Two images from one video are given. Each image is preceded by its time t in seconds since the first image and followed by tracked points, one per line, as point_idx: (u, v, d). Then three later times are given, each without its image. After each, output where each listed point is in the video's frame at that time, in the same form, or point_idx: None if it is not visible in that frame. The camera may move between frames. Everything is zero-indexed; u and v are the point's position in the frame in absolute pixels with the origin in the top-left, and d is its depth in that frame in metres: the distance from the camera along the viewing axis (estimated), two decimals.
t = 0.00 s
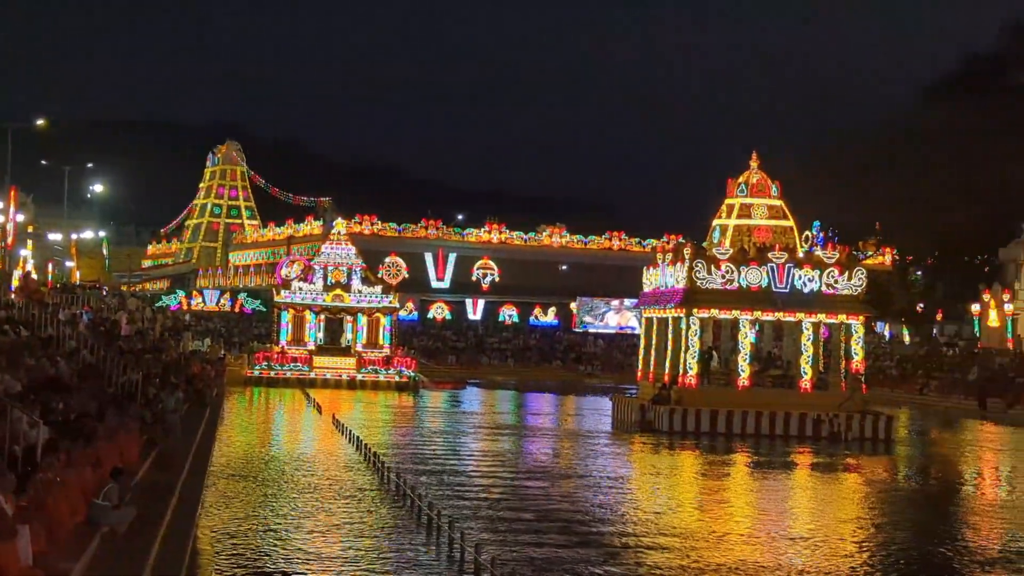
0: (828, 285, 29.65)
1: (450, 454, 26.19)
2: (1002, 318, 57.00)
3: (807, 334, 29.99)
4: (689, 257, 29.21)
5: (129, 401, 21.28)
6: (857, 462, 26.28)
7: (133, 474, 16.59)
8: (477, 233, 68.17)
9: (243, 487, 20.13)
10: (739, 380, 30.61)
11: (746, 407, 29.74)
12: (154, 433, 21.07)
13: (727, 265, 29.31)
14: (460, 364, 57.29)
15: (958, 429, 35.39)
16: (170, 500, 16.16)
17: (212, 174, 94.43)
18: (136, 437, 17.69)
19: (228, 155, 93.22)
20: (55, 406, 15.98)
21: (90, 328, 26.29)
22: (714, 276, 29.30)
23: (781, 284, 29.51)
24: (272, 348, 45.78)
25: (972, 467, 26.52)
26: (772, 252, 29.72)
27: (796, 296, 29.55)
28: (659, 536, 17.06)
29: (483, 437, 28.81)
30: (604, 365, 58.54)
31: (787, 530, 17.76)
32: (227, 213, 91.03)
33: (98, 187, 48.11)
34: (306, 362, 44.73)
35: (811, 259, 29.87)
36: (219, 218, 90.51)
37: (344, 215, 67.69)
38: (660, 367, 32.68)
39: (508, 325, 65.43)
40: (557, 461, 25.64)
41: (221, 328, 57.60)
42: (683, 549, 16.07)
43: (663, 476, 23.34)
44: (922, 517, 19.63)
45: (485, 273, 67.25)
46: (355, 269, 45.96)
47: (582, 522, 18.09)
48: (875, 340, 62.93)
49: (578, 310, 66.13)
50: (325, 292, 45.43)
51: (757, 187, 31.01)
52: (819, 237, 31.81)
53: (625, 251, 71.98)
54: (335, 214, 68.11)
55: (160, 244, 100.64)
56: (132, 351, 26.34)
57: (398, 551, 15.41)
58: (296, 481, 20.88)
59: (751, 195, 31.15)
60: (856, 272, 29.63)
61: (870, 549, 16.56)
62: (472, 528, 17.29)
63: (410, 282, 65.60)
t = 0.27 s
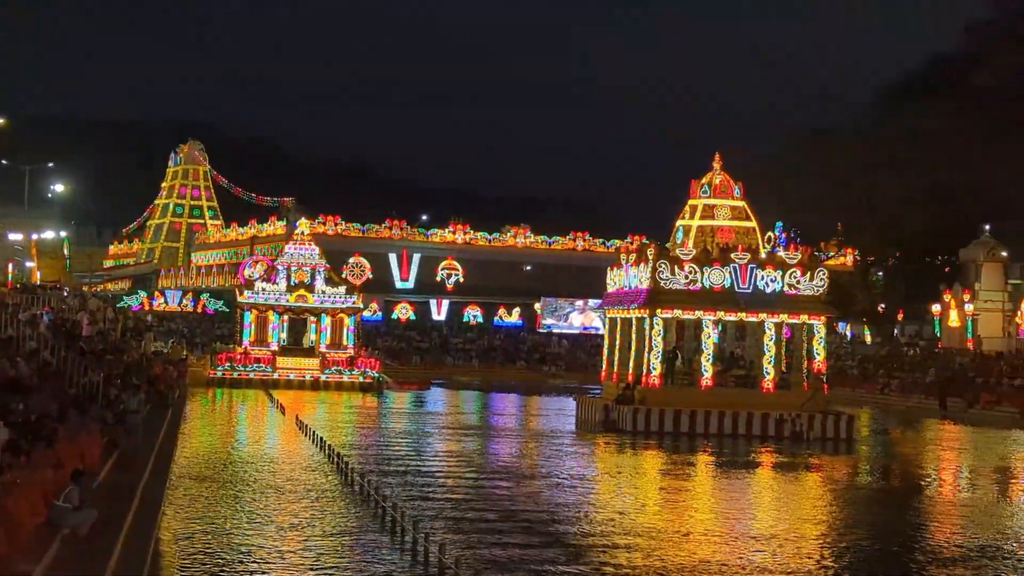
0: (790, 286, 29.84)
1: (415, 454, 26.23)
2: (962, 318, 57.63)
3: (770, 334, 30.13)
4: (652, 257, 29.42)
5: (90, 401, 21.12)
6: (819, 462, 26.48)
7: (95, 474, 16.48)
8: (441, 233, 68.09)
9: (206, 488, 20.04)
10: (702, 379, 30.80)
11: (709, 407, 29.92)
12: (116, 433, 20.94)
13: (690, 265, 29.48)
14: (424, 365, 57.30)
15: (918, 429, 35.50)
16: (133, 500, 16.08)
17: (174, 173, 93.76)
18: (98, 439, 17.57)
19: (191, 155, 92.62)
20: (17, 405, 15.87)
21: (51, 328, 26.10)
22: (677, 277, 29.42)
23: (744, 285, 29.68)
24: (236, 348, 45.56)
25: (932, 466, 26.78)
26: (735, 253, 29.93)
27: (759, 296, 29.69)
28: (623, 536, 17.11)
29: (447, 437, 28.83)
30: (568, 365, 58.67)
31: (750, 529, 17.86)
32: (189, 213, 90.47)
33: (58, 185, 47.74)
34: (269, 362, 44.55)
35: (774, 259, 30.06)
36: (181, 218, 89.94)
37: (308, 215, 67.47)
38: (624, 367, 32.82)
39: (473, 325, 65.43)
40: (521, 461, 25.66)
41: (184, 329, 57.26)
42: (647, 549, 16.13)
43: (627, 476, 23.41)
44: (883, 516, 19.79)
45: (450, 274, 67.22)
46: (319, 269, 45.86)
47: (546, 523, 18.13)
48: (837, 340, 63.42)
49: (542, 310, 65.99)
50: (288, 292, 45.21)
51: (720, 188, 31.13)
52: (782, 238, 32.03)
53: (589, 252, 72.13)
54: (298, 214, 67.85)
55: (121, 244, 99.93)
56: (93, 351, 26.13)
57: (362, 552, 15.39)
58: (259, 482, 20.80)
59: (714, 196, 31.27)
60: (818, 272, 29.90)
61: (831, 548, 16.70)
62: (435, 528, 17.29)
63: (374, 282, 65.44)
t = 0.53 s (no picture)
0: (758, 285, 30.06)
1: (383, 454, 26.18)
2: (928, 317, 58.18)
3: (737, 333, 30.25)
4: (621, 257, 29.46)
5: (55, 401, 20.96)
6: (786, 460, 26.68)
7: (61, 474, 16.36)
8: (409, 233, 67.98)
9: (171, 489, 19.87)
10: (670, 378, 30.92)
11: (677, 407, 30.04)
12: (81, 433, 20.78)
13: (658, 265, 29.61)
14: (393, 364, 57.21)
15: (885, 429, 35.31)
16: (99, 501, 15.96)
17: (140, 172, 93.01)
18: (64, 439, 17.38)
19: (158, 154, 91.68)
20: None
21: (16, 327, 25.89)
22: (645, 277, 29.53)
23: (711, 285, 29.81)
24: (202, 348, 45.35)
25: (899, 464, 26.96)
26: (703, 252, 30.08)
27: (727, 295, 29.84)
28: (591, 535, 17.09)
29: (415, 436, 28.79)
30: (536, 364, 58.69)
31: (719, 528, 17.88)
32: (156, 212, 89.92)
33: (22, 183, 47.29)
34: (236, 362, 44.37)
35: (741, 259, 30.22)
36: (148, 217, 89.39)
37: (275, 214, 67.20)
38: (593, 367, 32.88)
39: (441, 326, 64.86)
40: (490, 460, 25.66)
41: (150, 329, 56.88)
42: (616, 548, 16.11)
43: (596, 475, 23.40)
44: (851, 514, 19.86)
45: (418, 273, 67.28)
46: (287, 269, 45.75)
47: (513, 522, 18.09)
48: (804, 339, 63.75)
49: (511, 310, 66.82)
50: (256, 292, 44.96)
51: (688, 188, 31.26)
52: (749, 238, 32.16)
53: (558, 251, 72.10)
54: (265, 213, 67.57)
55: (87, 243, 99.19)
56: (58, 351, 25.93)
57: (329, 553, 15.29)
58: (226, 483, 20.63)
59: (682, 195, 31.38)
60: (785, 272, 30.15)
61: (800, 547, 16.75)
62: (403, 529, 17.21)
63: (342, 284, 64.98)
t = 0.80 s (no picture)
0: (727, 286, 30.13)
1: (352, 454, 26.19)
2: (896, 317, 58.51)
3: (707, 334, 30.34)
4: (591, 257, 29.57)
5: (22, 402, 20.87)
6: (755, 460, 26.84)
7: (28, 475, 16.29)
8: (379, 233, 67.81)
9: (139, 490, 19.76)
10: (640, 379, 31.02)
11: (646, 407, 30.16)
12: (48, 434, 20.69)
13: (628, 265, 29.68)
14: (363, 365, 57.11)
15: (853, 429, 35.41)
16: (68, 502, 15.92)
17: (108, 172, 92.37)
18: (31, 440, 17.32)
19: (126, 154, 90.98)
20: None
21: None
22: (615, 277, 29.61)
23: (681, 285, 29.89)
24: (171, 348, 45.19)
25: (867, 464, 27.12)
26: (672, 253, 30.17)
27: (696, 296, 29.91)
28: (561, 535, 17.12)
29: (385, 437, 28.79)
30: (506, 364, 58.72)
31: (688, 529, 17.92)
32: (125, 212, 89.38)
33: None
34: (206, 363, 44.06)
35: (710, 259, 30.33)
36: (117, 217, 88.85)
37: (244, 215, 66.95)
38: (563, 367, 32.96)
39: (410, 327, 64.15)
40: (459, 460, 25.72)
41: (118, 329, 56.58)
42: (585, 548, 16.16)
43: (566, 476, 23.42)
44: (820, 514, 19.95)
45: (388, 273, 66.95)
46: (256, 269, 45.55)
47: (483, 522, 18.10)
48: (773, 339, 64.01)
49: (481, 311, 66.73)
50: (226, 292, 44.80)
51: (658, 189, 31.29)
52: (719, 238, 32.28)
53: (528, 252, 72.02)
54: (234, 213, 67.31)
55: (55, 243, 98.51)
56: (25, 352, 25.79)
57: (299, 554, 15.26)
58: (194, 485, 20.54)
59: (652, 196, 31.42)
60: (754, 272, 30.19)
61: (769, 547, 16.80)
62: (372, 530, 17.19)
63: (311, 283, 65.09)
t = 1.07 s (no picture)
0: (701, 286, 30.22)
1: (327, 454, 26.20)
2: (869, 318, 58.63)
3: (681, 334, 30.43)
4: (565, 257, 29.58)
5: None
6: (729, 459, 26.95)
7: None
8: (354, 233, 67.66)
9: (112, 491, 19.69)
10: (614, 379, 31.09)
11: (620, 407, 30.24)
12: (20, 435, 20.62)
13: (603, 265, 29.71)
14: (337, 366, 56.98)
15: (826, 429, 35.51)
16: (41, 504, 15.87)
17: (80, 172, 91.89)
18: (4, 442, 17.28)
19: (99, 153, 90.84)
20: None
21: None
22: (589, 278, 29.64)
23: (655, 286, 29.94)
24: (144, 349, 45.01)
25: (840, 464, 27.24)
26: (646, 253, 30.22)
27: (670, 296, 29.99)
28: (536, 535, 17.13)
29: (359, 437, 28.77)
30: (481, 364, 58.75)
31: (663, 529, 17.96)
32: (97, 212, 88.86)
33: None
34: (179, 364, 43.85)
35: (685, 259, 30.41)
36: (89, 217, 88.32)
37: (218, 215, 66.67)
38: (537, 367, 32.99)
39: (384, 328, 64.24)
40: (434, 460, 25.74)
41: (91, 329, 56.28)
42: (560, 548, 16.18)
43: (541, 476, 23.46)
44: (794, 514, 20.03)
45: (363, 274, 66.79)
46: (230, 269, 45.43)
47: (457, 523, 18.11)
48: (747, 340, 64.20)
49: (456, 311, 66.59)
50: (199, 292, 44.57)
51: (632, 189, 31.33)
52: (692, 239, 32.40)
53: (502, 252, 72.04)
54: (208, 213, 67.04)
55: (27, 244, 97.84)
56: None
57: (273, 555, 15.23)
58: (168, 486, 20.48)
59: (626, 197, 31.46)
60: (728, 272, 30.33)
61: (744, 547, 16.83)
62: (347, 530, 17.18)
63: (286, 283, 64.92)
